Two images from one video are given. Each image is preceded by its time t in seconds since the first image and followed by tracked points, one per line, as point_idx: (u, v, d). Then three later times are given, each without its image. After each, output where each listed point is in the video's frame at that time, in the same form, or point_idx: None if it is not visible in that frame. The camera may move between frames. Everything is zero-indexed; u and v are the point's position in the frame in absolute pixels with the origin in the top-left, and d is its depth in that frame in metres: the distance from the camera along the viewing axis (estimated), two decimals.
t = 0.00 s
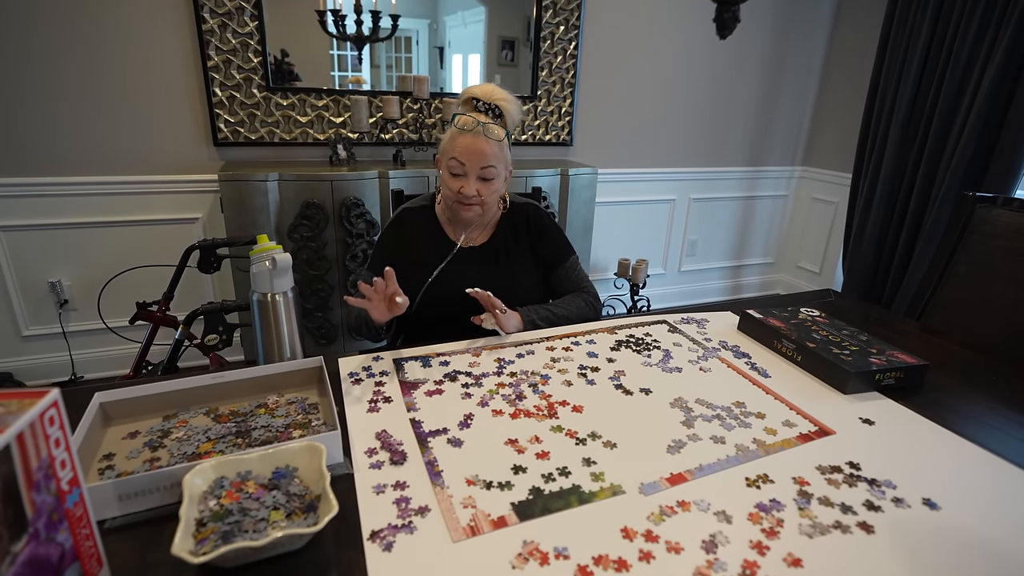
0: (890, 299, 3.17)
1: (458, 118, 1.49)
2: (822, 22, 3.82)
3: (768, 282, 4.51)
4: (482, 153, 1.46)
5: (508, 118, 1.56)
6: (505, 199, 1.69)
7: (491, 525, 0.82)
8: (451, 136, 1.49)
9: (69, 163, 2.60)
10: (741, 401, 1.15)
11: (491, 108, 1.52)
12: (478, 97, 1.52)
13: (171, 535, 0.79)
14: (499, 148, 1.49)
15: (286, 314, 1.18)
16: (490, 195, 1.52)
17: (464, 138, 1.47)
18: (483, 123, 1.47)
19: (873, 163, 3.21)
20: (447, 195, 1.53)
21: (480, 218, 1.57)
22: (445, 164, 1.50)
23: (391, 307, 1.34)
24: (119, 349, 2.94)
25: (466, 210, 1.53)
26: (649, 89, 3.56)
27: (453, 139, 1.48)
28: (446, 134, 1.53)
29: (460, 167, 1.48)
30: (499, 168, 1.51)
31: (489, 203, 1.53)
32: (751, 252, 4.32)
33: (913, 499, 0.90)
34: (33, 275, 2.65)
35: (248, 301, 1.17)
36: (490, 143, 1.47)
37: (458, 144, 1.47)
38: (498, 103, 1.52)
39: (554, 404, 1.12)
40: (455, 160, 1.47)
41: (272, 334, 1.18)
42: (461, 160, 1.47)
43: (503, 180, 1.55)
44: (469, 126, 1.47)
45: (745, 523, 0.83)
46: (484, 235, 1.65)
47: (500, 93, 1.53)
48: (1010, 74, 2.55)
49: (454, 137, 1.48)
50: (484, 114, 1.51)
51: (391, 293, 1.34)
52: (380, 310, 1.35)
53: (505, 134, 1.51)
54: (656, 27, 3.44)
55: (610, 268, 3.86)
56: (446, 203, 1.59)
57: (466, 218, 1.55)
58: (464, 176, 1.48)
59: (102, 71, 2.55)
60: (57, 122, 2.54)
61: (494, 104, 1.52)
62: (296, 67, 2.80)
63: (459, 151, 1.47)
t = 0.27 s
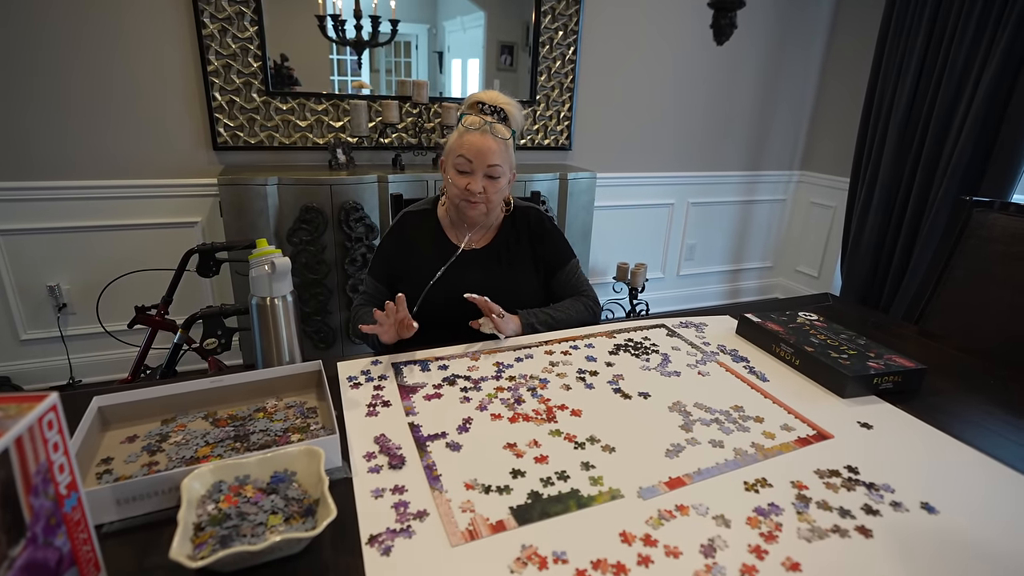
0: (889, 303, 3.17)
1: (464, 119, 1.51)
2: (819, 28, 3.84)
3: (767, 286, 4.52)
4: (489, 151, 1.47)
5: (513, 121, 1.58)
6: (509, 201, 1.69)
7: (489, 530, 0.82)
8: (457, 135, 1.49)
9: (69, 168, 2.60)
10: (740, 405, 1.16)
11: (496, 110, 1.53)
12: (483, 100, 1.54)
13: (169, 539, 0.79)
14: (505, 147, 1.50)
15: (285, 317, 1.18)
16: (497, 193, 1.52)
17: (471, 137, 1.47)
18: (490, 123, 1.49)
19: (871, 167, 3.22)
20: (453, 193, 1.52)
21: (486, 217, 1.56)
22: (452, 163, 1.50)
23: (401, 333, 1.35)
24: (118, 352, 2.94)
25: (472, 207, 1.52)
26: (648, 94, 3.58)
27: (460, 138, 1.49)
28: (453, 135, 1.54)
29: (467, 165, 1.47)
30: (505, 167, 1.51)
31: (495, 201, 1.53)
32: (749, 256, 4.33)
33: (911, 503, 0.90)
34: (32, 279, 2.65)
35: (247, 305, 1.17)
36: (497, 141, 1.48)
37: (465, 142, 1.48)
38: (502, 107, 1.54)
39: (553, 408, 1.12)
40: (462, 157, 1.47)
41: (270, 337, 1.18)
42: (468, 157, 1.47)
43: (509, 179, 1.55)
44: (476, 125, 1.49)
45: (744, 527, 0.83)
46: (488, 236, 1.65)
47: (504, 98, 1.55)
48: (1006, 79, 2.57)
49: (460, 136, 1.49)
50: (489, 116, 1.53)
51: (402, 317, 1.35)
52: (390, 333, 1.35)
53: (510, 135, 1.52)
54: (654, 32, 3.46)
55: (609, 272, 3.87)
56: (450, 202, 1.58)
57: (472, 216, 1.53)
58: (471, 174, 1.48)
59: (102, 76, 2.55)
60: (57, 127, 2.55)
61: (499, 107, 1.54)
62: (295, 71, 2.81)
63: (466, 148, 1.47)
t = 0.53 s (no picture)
0: (887, 308, 3.18)
1: (464, 133, 1.49)
2: (817, 32, 3.86)
3: (766, 290, 4.53)
4: (487, 171, 1.47)
5: (514, 130, 1.57)
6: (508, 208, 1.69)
7: (488, 534, 0.82)
8: (457, 151, 1.49)
9: (68, 171, 2.61)
10: (738, 409, 1.16)
11: (497, 121, 1.53)
12: (484, 108, 1.53)
13: (167, 543, 0.79)
14: (504, 166, 1.50)
15: (284, 322, 1.18)
16: (494, 212, 1.54)
17: (470, 156, 1.47)
18: (490, 141, 1.48)
19: (868, 172, 3.23)
20: (450, 208, 1.55)
21: (483, 231, 1.59)
22: (450, 179, 1.51)
23: (395, 343, 1.36)
24: (116, 356, 2.94)
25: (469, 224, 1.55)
26: (646, 98, 3.59)
27: (459, 155, 1.49)
28: (452, 146, 1.53)
29: (465, 185, 1.49)
30: (503, 186, 1.52)
31: (492, 219, 1.55)
32: (748, 260, 4.34)
33: (909, 507, 0.90)
34: (30, 282, 2.65)
35: (246, 308, 1.17)
36: (496, 162, 1.48)
37: (464, 161, 1.48)
38: (504, 116, 1.54)
39: (552, 412, 1.12)
40: (460, 177, 1.48)
41: (269, 341, 1.18)
42: (466, 178, 1.48)
43: (507, 195, 1.56)
44: (476, 143, 1.47)
45: (742, 531, 0.84)
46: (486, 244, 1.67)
47: (506, 105, 1.54)
48: (1001, 86, 2.59)
49: (459, 153, 1.48)
50: (490, 127, 1.53)
51: (396, 327, 1.36)
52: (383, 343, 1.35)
53: (510, 150, 1.52)
54: (652, 37, 3.47)
55: (608, 276, 3.88)
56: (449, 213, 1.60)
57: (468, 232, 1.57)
58: (468, 194, 1.49)
59: (102, 79, 2.56)
60: (57, 130, 2.55)
61: (500, 118, 1.53)
62: (295, 75, 2.82)
63: (464, 168, 1.48)
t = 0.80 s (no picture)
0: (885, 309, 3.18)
1: (463, 132, 1.50)
2: (816, 34, 3.87)
3: (765, 290, 4.53)
4: (485, 171, 1.47)
5: (514, 131, 1.56)
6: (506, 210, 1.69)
7: (487, 535, 0.81)
8: (456, 151, 1.50)
9: (67, 171, 2.60)
10: (738, 410, 1.16)
11: (497, 122, 1.53)
12: (484, 108, 1.53)
13: (166, 544, 0.79)
14: (503, 165, 1.50)
15: (284, 322, 1.18)
16: (492, 211, 1.54)
17: (468, 155, 1.48)
18: (489, 140, 1.48)
19: (868, 174, 3.24)
20: (449, 208, 1.55)
21: (481, 231, 1.59)
22: (449, 179, 1.52)
23: (385, 345, 1.35)
24: (115, 355, 2.93)
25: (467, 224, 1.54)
26: (646, 99, 3.59)
27: (457, 154, 1.49)
28: (452, 146, 1.53)
29: (463, 184, 1.49)
30: (501, 185, 1.52)
31: (490, 218, 1.55)
32: (747, 261, 4.34)
33: (908, 508, 0.90)
34: (29, 281, 2.65)
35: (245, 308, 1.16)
36: (494, 161, 1.48)
37: (462, 160, 1.48)
38: (504, 117, 1.54)
39: (552, 413, 1.12)
40: (458, 176, 1.48)
41: (269, 341, 1.18)
42: (464, 176, 1.48)
43: (505, 196, 1.56)
44: (475, 142, 1.48)
45: (742, 533, 0.84)
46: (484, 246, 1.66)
47: (506, 105, 1.54)
48: (1000, 88, 2.59)
49: (458, 153, 1.49)
50: (490, 127, 1.53)
51: (384, 330, 1.36)
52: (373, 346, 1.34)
53: (509, 150, 1.52)
54: (652, 38, 3.48)
55: (607, 276, 3.88)
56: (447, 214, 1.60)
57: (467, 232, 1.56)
58: (466, 193, 1.49)
59: (102, 79, 2.55)
60: (56, 130, 2.55)
61: (500, 118, 1.53)
62: (295, 74, 2.82)
63: (462, 167, 1.48)
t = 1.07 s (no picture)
0: (883, 312, 3.19)
1: (456, 140, 1.51)
2: (814, 36, 3.88)
3: (763, 292, 4.54)
4: (475, 180, 1.48)
5: (510, 138, 1.57)
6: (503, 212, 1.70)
7: (485, 538, 0.82)
8: (448, 159, 1.51)
9: (66, 172, 2.60)
10: (735, 413, 1.16)
11: (492, 128, 1.52)
12: (481, 114, 1.53)
13: (163, 547, 0.79)
14: (493, 175, 1.51)
15: (282, 324, 1.18)
16: (483, 220, 1.54)
17: (459, 164, 1.49)
18: (480, 148, 1.48)
19: (865, 176, 3.25)
20: (442, 215, 1.56)
21: (474, 238, 1.60)
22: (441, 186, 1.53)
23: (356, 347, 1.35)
24: (112, 357, 2.93)
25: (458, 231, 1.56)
26: (645, 101, 3.60)
27: (449, 162, 1.50)
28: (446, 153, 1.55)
29: (454, 192, 1.50)
30: (492, 194, 1.52)
31: (481, 226, 1.56)
32: (745, 262, 4.35)
33: (904, 511, 0.91)
34: (27, 282, 2.64)
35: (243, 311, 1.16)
36: (484, 170, 1.48)
37: (453, 169, 1.49)
38: (499, 124, 1.53)
39: (549, 415, 1.12)
40: (449, 184, 1.50)
41: (266, 343, 1.18)
42: (454, 185, 1.49)
43: (497, 204, 1.56)
44: (466, 150, 1.48)
45: (739, 535, 0.84)
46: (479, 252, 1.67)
47: (502, 111, 1.54)
48: (996, 91, 2.60)
49: (450, 161, 1.50)
50: (484, 134, 1.52)
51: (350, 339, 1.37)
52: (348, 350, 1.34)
53: (501, 158, 1.52)
54: (651, 40, 3.48)
55: (605, 278, 3.88)
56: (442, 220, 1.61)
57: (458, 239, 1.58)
58: (457, 201, 1.51)
59: (101, 80, 2.55)
60: (54, 130, 2.55)
61: (494, 126, 1.52)
62: (294, 76, 2.82)
63: (453, 175, 1.49)
